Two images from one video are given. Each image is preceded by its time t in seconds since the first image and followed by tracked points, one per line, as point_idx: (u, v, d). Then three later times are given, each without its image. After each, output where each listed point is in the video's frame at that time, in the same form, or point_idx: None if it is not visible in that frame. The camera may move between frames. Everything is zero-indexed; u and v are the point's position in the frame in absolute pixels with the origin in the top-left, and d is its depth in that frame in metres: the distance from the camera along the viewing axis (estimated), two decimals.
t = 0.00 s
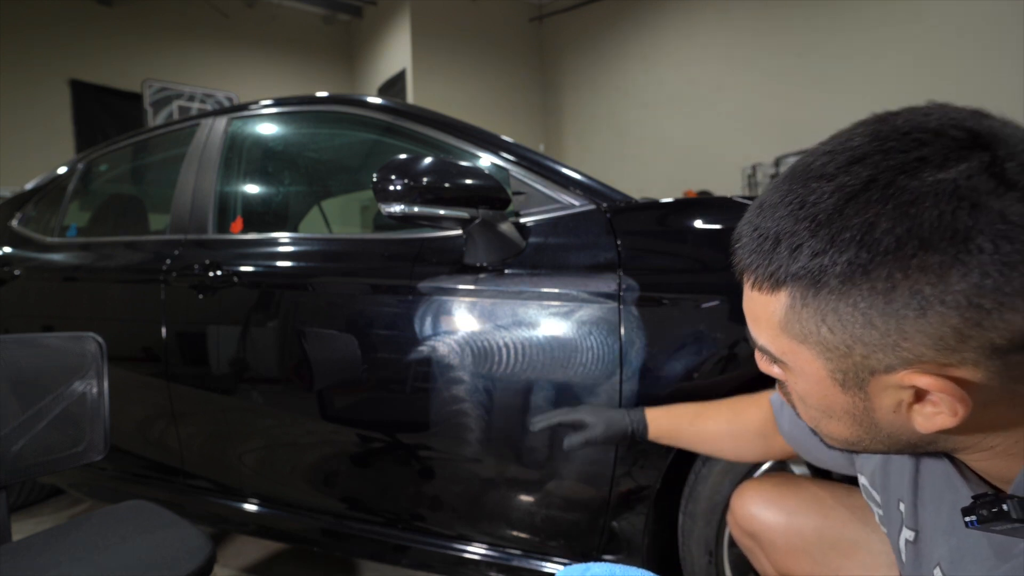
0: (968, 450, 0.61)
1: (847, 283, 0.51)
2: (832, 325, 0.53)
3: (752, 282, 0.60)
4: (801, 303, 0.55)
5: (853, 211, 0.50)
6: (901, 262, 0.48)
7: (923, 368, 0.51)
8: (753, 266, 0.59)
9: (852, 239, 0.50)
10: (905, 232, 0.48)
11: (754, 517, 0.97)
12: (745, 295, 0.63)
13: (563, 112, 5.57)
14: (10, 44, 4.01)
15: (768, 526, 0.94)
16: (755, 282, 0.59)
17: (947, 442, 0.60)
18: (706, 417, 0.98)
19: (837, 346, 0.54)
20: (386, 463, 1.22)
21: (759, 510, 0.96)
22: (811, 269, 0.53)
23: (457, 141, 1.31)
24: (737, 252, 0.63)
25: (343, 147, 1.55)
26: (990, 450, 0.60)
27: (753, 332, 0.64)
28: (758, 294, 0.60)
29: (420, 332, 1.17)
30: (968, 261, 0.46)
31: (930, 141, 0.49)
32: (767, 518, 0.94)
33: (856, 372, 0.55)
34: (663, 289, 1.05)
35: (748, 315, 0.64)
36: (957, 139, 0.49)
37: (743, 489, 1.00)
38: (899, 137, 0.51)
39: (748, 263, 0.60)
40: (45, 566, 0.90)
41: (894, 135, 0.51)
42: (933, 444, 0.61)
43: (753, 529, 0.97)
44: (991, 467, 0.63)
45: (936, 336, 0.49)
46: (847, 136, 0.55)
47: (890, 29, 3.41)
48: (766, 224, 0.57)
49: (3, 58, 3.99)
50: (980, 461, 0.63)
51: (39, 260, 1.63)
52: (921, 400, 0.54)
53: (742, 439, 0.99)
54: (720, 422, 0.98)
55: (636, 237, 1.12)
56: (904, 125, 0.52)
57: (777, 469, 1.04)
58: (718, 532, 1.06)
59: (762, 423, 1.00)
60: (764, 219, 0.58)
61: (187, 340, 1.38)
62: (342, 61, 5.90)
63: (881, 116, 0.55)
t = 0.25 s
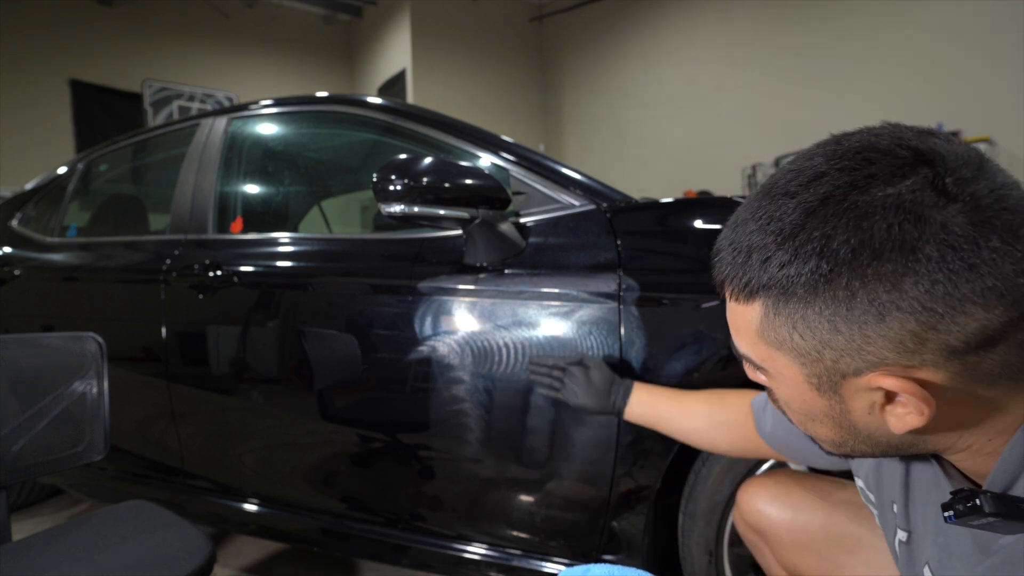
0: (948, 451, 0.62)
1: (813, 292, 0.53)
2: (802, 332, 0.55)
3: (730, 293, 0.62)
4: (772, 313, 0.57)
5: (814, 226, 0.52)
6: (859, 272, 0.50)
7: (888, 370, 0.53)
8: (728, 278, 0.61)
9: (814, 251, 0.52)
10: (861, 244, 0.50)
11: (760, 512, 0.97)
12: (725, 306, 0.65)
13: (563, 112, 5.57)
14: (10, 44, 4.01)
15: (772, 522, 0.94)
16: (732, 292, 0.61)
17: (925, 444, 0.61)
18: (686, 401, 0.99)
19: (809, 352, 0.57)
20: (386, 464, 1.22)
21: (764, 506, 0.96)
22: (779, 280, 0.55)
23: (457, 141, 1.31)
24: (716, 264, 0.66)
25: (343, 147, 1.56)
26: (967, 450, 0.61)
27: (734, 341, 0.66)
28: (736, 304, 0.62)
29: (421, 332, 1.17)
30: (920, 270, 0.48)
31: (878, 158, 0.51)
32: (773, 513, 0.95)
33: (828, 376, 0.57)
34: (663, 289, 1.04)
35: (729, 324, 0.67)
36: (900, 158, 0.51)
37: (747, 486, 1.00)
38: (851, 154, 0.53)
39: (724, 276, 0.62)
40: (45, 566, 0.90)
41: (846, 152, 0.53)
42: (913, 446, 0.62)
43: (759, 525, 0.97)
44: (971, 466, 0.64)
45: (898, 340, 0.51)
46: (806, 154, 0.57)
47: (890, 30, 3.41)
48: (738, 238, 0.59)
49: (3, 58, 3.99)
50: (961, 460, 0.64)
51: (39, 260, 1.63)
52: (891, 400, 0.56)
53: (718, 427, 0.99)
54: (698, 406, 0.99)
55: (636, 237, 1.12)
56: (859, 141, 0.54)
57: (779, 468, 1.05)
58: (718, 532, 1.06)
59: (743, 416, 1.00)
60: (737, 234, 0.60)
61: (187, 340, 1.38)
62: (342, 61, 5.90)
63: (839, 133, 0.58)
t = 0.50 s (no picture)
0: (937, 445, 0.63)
1: (809, 282, 0.54)
2: (799, 322, 0.57)
3: (728, 286, 0.63)
4: (770, 304, 0.58)
5: (811, 217, 0.53)
6: (854, 261, 0.51)
7: (884, 359, 0.54)
8: (726, 272, 0.63)
9: (811, 242, 0.54)
10: (856, 233, 0.51)
11: (757, 512, 0.98)
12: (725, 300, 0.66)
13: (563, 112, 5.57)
14: (10, 44, 4.01)
15: (771, 521, 0.96)
16: (730, 286, 0.63)
17: (916, 435, 0.61)
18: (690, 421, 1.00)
19: (806, 342, 0.57)
20: (386, 464, 1.22)
21: (762, 505, 0.97)
22: (776, 272, 0.56)
23: (457, 141, 1.31)
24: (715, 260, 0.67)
25: (343, 147, 1.56)
26: (955, 444, 0.61)
27: (734, 335, 0.67)
28: (734, 298, 0.63)
29: (421, 332, 1.17)
30: (913, 258, 0.49)
31: (872, 152, 0.53)
32: (771, 512, 0.96)
33: (825, 366, 0.58)
34: (663, 289, 1.04)
35: (728, 319, 0.67)
36: (895, 151, 0.53)
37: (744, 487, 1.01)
38: (846, 149, 0.55)
39: (724, 270, 0.64)
40: (45, 566, 0.90)
41: (841, 147, 0.55)
42: (905, 438, 0.62)
43: (757, 525, 0.98)
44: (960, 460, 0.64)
45: (893, 327, 0.51)
46: (803, 150, 0.59)
47: (890, 29, 3.41)
48: (736, 232, 0.61)
49: (2, 58, 3.98)
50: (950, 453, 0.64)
51: (39, 260, 1.63)
52: (887, 390, 0.56)
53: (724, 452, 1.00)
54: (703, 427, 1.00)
55: (636, 237, 1.12)
56: (853, 137, 0.56)
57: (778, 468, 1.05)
58: (718, 532, 1.06)
59: (746, 434, 1.02)
60: (735, 228, 0.62)
61: (187, 340, 1.38)
62: (342, 61, 5.90)
63: (834, 131, 0.60)
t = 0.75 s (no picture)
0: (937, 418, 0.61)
1: (854, 216, 0.52)
2: (842, 263, 0.53)
3: (750, 246, 0.59)
4: (811, 251, 0.54)
5: (853, 155, 0.54)
6: (900, 191, 0.51)
7: (932, 294, 0.51)
8: (749, 230, 0.59)
9: (853, 178, 0.53)
10: (900, 165, 0.52)
11: (751, 512, 0.97)
12: (743, 268, 0.61)
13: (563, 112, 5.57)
14: (10, 44, 4.01)
15: (766, 521, 0.95)
16: (754, 245, 0.58)
17: (937, 402, 0.59)
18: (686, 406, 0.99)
19: (847, 288, 0.53)
20: (386, 464, 1.22)
21: (756, 506, 0.97)
22: (818, 210, 0.54)
23: (457, 141, 1.31)
24: (725, 235, 0.65)
25: (343, 147, 1.56)
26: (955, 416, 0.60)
27: (752, 306, 0.60)
28: (760, 257, 0.58)
29: (420, 332, 1.17)
30: (955, 185, 0.50)
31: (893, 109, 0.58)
32: (765, 513, 0.95)
33: (870, 314, 0.53)
34: (663, 289, 1.04)
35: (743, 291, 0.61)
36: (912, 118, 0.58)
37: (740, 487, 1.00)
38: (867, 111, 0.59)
39: (748, 230, 0.59)
40: (45, 566, 0.90)
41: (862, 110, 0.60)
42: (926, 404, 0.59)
43: (753, 526, 0.97)
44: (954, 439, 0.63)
45: (941, 255, 0.50)
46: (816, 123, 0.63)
47: (890, 30, 3.41)
48: (761, 188, 0.59)
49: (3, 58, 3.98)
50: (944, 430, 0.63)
51: (39, 260, 1.63)
52: (931, 338, 0.53)
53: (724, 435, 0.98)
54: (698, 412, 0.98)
55: (636, 237, 1.12)
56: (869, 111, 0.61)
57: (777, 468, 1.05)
58: (718, 532, 1.06)
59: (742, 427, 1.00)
60: (757, 188, 0.60)
61: (187, 340, 1.38)
62: (342, 61, 5.90)
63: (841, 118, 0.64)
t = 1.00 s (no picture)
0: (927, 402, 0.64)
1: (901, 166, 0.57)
2: (895, 208, 0.57)
3: (799, 200, 0.61)
4: (863, 196, 0.58)
5: (894, 119, 0.61)
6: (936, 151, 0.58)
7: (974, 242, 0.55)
8: (796, 186, 0.62)
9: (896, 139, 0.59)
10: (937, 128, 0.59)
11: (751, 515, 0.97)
12: (783, 224, 0.63)
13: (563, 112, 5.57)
14: (10, 44, 4.01)
15: (766, 524, 0.95)
16: (804, 196, 0.61)
17: (963, 372, 0.60)
18: (681, 407, 0.99)
19: (899, 232, 0.56)
20: (386, 464, 1.22)
21: (755, 508, 0.96)
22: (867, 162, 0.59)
23: (457, 141, 1.31)
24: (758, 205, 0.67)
25: (343, 147, 1.56)
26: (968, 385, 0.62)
27: (789, 263, 0.62)
28: (808, 208, 0.61)
29: (420, 332, 1.17)
30: (980, 150, 0.58)
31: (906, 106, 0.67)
32: (765, 516, 0.95)
33: (917, 261, 0.56)
34: (663, 289, 1.04)
35: (781, 249, 0.63)
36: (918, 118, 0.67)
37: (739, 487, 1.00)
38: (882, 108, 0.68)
39: (795, 184, 0.62)
40: (45, 566, 0.90)
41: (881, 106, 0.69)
42: (947, 378, 0.61)
43: (751, 529, 0.97)
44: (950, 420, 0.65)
45: (984, 206, 0.56)
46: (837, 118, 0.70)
47: (891, 29, 3.40)
48: (802, 152, 0.64)
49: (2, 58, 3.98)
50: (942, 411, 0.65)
51: (39, 260, 1.63)
52: (967, 293, 0.56)
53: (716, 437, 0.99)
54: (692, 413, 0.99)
55: (636, 237, 1.12)
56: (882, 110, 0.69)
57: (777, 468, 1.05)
58: (718, 532, 1.05)
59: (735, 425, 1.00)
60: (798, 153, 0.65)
61: (187, 340, 1.38)
62: (342, 61, 5.90)
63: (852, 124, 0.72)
